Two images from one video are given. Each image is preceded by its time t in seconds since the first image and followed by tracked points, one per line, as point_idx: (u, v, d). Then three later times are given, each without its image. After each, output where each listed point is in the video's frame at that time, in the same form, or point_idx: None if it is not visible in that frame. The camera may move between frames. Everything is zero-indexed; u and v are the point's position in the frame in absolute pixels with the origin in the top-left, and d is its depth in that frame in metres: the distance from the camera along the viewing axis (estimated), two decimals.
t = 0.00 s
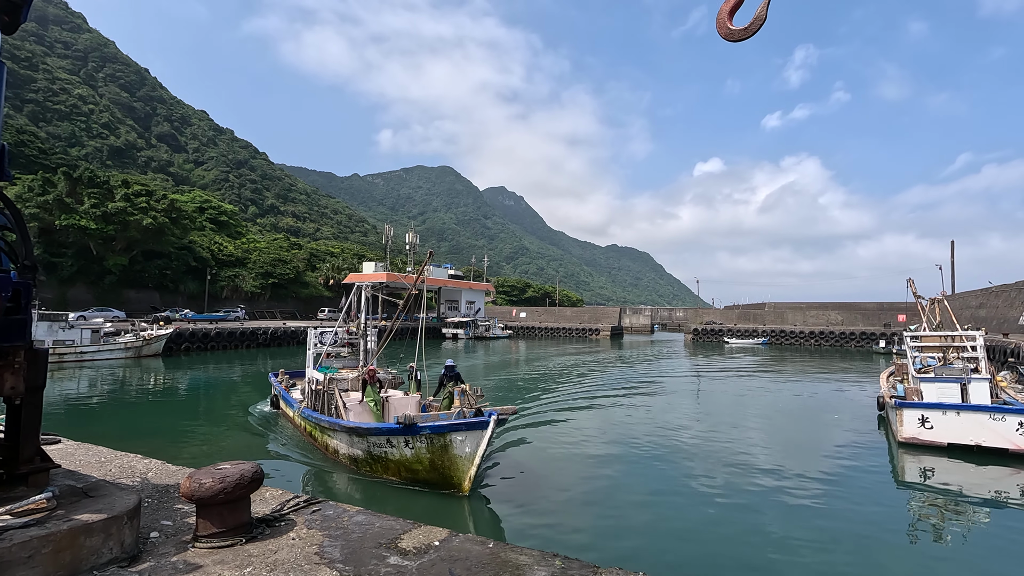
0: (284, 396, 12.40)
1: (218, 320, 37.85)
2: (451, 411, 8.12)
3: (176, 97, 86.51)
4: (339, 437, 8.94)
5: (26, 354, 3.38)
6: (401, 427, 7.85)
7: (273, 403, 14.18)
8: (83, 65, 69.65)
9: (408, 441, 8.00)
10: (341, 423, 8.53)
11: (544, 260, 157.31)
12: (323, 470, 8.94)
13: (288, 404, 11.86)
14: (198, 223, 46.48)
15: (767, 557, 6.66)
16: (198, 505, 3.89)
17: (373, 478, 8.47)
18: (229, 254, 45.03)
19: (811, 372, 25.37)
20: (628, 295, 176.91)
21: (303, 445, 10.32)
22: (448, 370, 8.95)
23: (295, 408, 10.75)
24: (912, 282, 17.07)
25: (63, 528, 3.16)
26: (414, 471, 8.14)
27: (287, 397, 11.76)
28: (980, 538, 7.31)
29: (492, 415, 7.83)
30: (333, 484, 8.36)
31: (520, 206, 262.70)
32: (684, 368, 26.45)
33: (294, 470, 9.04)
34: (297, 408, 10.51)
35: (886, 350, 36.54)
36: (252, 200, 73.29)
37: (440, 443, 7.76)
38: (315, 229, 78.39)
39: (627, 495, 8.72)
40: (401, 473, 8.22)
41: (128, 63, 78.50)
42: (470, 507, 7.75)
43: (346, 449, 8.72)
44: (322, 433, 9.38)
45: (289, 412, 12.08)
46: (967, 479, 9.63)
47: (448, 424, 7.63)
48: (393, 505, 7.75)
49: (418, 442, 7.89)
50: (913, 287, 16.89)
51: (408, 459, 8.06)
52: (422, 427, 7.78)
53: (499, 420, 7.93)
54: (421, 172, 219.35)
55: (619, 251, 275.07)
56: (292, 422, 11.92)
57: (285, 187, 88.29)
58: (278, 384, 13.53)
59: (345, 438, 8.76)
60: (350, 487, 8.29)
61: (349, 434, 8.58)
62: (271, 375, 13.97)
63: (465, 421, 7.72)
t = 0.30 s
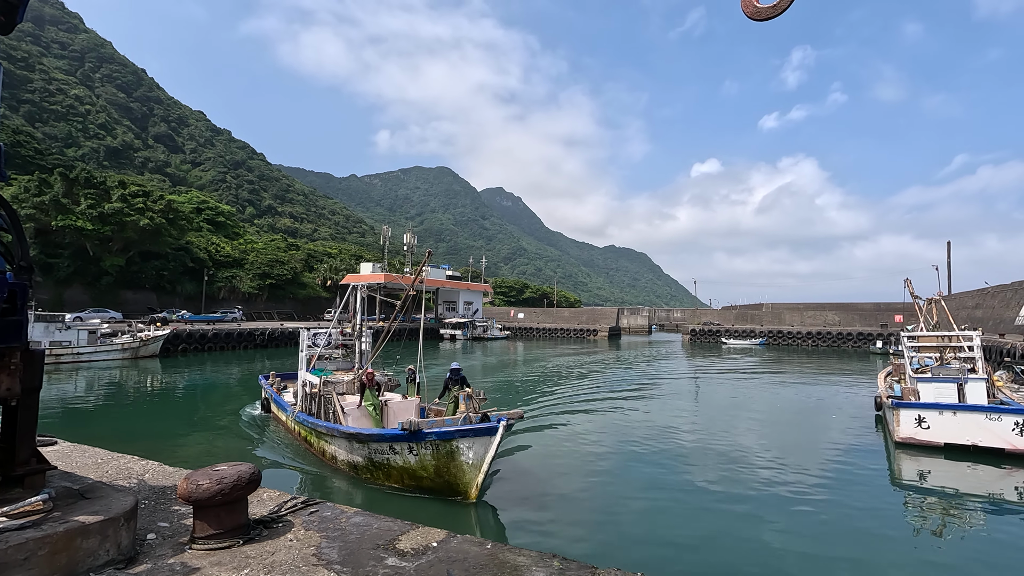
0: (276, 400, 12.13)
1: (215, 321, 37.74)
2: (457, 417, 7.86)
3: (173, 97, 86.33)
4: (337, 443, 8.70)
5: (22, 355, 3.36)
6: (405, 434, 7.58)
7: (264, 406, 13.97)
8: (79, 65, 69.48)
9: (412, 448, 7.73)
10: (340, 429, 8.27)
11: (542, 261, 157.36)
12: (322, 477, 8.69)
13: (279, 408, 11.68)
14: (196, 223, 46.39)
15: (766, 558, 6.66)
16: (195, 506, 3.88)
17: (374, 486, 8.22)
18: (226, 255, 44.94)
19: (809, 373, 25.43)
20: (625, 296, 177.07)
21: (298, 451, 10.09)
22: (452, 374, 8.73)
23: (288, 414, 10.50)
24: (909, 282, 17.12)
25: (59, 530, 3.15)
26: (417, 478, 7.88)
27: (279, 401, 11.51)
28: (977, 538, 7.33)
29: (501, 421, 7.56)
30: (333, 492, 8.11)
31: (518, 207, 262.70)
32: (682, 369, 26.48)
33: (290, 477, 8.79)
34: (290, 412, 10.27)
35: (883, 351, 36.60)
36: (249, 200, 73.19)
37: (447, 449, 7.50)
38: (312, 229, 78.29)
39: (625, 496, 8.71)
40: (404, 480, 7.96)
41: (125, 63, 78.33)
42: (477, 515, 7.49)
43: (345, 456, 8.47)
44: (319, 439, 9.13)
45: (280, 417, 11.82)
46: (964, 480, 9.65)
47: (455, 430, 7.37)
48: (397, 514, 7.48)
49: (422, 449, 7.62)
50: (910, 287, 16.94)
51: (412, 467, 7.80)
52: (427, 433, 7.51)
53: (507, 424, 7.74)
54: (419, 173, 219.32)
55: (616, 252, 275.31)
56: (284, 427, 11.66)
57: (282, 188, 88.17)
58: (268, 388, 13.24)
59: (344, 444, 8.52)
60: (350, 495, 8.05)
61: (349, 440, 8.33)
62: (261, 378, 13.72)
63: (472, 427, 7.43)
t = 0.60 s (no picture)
0: (267, 403, 11.89)
1: (212, 322, 37.66)
2: (463, 422, 7.71)
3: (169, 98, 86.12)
4: (336, 449, 8.50)
5: (18, 356, 3.35)
6: (409, 440, 7.40)
7: (255, 409, 13.76)
8: (75, 65, 69.27)
9: (416, 454, 7.57)
10: (340, 435, 8.07)
11: (539, 261, 157.44)
12: (319, 484, 8.48)
13: (271, 411, 11.49)
14: (192, 224, 46.29)
15: (765, 559, 6.67)
16: (191, 508, 3.87)
17: (375, 493, 8.04)
18: (223, 256, 44.86)
19: (806, 373, 25.48)
20: (623, 296, 177.25)
21: (291, 456, 9.88)
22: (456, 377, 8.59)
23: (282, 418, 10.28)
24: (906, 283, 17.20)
25: (54, 531, 3.12)
26: (421, 485, 7.73)
27: (272, 405, 11.27)
28: (974, 538, 7.35)
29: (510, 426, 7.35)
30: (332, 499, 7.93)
31: (515, 208, 262.76)
32: (679, 369, 26.51)
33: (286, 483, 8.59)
34: (284, 417, 10.07)
35: (879, 352, 36.69)
36: (246, 201, 73.07)
37: (453, 456, 7.35)
38: (310, 230, 78.20)
39: (624, 497, 8.72)
40: (407, 488, 7.80)
41: (121, 63, 78.12)
42: (484, 523, 7.35)
43: (345, 462, 8.27)
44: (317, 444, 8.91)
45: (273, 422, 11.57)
46: (961, 480, 9.68)
47: (461, 437, 7.21)
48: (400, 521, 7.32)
49: (427, 455, 7.46)
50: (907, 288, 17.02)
51: (417, 474, 7.64)
52: (433, 440, 7.34)
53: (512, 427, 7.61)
54: (416, 173, 219.25)
55: (614, 253, 275.48)
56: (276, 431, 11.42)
57: (280, 189, 88.07)
58: (259, 392, 12.97)
59: (343, 450, 8.32)
60: (351, 502, 7.87)
61: (348, 446, 8.13)
62: (251, 381, 13.48)
63: (480, 433, 7.26)
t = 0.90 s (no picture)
0: (260, 407, 11.66)
1: (209, 323, 37.59)
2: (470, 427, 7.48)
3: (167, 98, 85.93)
4: (334, 455, 8.27)
5: (14, 357, 3.34)
6: (415, 447, 7.16)
7: (244, 412, 13.53)
8: (72, 66, 69.09)
9: (421, 461, 7.33)
10: (339, 441, 7.83)
11: (538, 262, 157.48)
12: (318, 491, 8.23)
13: (264, 415, 11.26)
14: (190, 225, 46.20)
15: (763, 559, 6.68)
16: (189, 509, 3.86)
17: (376, 501, 7.79)
18: (221, 256, 44.77)
19: (803, 374, 25.52)
20: (621, 297, 177.43)
21: (287, 461, 9.66)
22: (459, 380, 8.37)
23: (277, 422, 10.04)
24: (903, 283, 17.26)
25: (51, 533, 3.12)
26: (426, 493, 7.48)
27: (265, 409, 11.04)
28: (971, 538, 7.36)
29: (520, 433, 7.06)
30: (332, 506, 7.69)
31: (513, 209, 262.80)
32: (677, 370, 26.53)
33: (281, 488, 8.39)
34: (279, 422, 9.83)
35: (876, 352, 36.77)
36: (244, 202, 72.95)
37: (460, 463, 7.10)
38: (307, 231, 78.07)
39: (622, 497, 8.75)
40: (411, 495, 7.55)
41: (119, 64, 77.94)
42: (491, 531, 7.11)
43: (345, 468, 8.03)
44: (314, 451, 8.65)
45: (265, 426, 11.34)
46: (957, 480, 9.72)
47: (469, 443, 6.96)
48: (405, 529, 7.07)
49: (433, 462, 7.22)
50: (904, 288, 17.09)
51: (421, 481, 7.38)
52: (440, 446, 7.08)
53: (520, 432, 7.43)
54: (414, 174, 219.35)
55: (612, 254, 275.69)
56: (269, 435, 11.20)
57: (277, 189, 87.93)
58: (250, 395, 12.73)
59: (343, 457, 8.08)
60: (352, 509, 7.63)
61: (349, 453, 7.89)
62: (242, 383, 13.28)
63: (489, 439, 7.00)
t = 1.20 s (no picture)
0: (253, 411, 11.36)
1: (208, 324, 37.55)
2: (480, 432, 7.24)
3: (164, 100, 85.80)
4: (335, 462, 7.98)
5: (13, 359, 3.34)
6: (424, 453, 6.90)
7: (236, 417, 13.23)
8: (70, 67, 68.98)
9: (429, 468, 7.07)
10: (342, 447, 7.55)
11: (537, 263, 157.48)
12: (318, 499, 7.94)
13: (258, 419, 11.00)
14: (188, 226, 46.13)
15: (762, 559, 6.69)
16: (188, 511, 3.85)
17: (379, 509, 7.52)
18: (219, 258, 44.71)
19: (802, 374, 25.52)
20: (620, 297, 177.61)
21: (283, 467, 9.39)
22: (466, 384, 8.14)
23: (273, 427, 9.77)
24: (902, 283, 17.30)
25: (50, 534, 3.10)
26: (432, 501, 7.22)
27: (259, 414, 10.75)
28: (970, 538, 7.38)
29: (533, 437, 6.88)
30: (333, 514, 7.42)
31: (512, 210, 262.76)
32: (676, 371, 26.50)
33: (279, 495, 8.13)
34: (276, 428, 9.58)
35: (875, 353, 36.81)
36: (242, 203, 72.87)
37: (471, 470, 6.87)
38: (306, 232, 77.99)
39: (622, 497, 8.75)
40: (416, 503, 7.29)
41: (116, 65, 77.79)
42: (500, 540, 6.88)
43: (347, 475, 7.73)
44: (314, 457, 8.35)
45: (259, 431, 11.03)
46: (955, 479, 9.75)
47: (482, 448, 6.75)
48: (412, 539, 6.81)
49: (441, 469, 6.98)
50: (903, 288, 17.12)
51: (429, 489, 7.13)
52: (450, 452, 6.84)
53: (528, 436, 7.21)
54: (413, 175, 219.43)
55: (611, 254, 275.72)
56: (262, 440, 10.90)
57: (276, 190, 87.84)
58: (243, 400, 12.42)
59: (345, 464, 7.79)
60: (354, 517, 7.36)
61: (351, 459, 7.60)
62: (234, 387, 12.98)
63: (501, 444, 6.80)
